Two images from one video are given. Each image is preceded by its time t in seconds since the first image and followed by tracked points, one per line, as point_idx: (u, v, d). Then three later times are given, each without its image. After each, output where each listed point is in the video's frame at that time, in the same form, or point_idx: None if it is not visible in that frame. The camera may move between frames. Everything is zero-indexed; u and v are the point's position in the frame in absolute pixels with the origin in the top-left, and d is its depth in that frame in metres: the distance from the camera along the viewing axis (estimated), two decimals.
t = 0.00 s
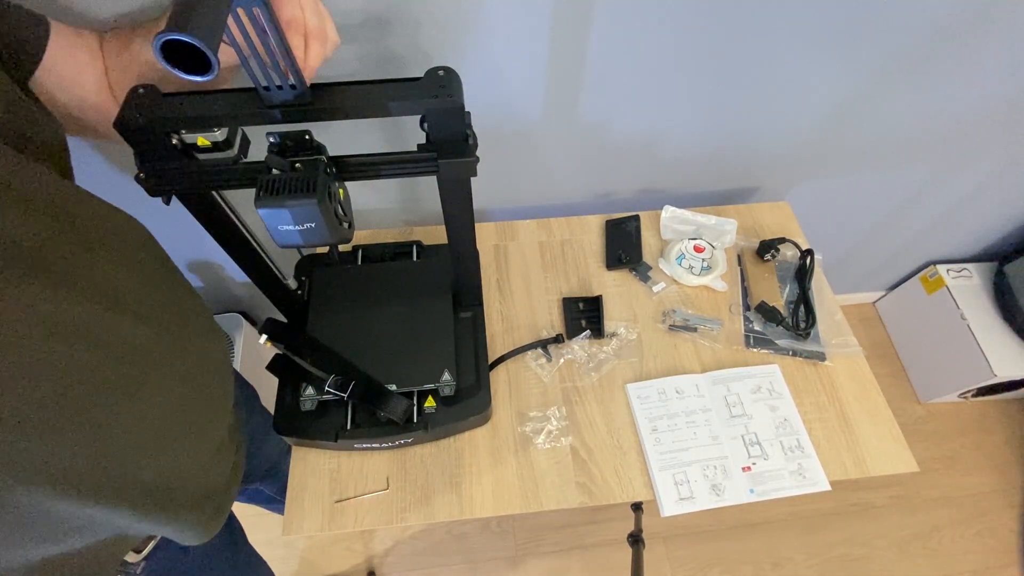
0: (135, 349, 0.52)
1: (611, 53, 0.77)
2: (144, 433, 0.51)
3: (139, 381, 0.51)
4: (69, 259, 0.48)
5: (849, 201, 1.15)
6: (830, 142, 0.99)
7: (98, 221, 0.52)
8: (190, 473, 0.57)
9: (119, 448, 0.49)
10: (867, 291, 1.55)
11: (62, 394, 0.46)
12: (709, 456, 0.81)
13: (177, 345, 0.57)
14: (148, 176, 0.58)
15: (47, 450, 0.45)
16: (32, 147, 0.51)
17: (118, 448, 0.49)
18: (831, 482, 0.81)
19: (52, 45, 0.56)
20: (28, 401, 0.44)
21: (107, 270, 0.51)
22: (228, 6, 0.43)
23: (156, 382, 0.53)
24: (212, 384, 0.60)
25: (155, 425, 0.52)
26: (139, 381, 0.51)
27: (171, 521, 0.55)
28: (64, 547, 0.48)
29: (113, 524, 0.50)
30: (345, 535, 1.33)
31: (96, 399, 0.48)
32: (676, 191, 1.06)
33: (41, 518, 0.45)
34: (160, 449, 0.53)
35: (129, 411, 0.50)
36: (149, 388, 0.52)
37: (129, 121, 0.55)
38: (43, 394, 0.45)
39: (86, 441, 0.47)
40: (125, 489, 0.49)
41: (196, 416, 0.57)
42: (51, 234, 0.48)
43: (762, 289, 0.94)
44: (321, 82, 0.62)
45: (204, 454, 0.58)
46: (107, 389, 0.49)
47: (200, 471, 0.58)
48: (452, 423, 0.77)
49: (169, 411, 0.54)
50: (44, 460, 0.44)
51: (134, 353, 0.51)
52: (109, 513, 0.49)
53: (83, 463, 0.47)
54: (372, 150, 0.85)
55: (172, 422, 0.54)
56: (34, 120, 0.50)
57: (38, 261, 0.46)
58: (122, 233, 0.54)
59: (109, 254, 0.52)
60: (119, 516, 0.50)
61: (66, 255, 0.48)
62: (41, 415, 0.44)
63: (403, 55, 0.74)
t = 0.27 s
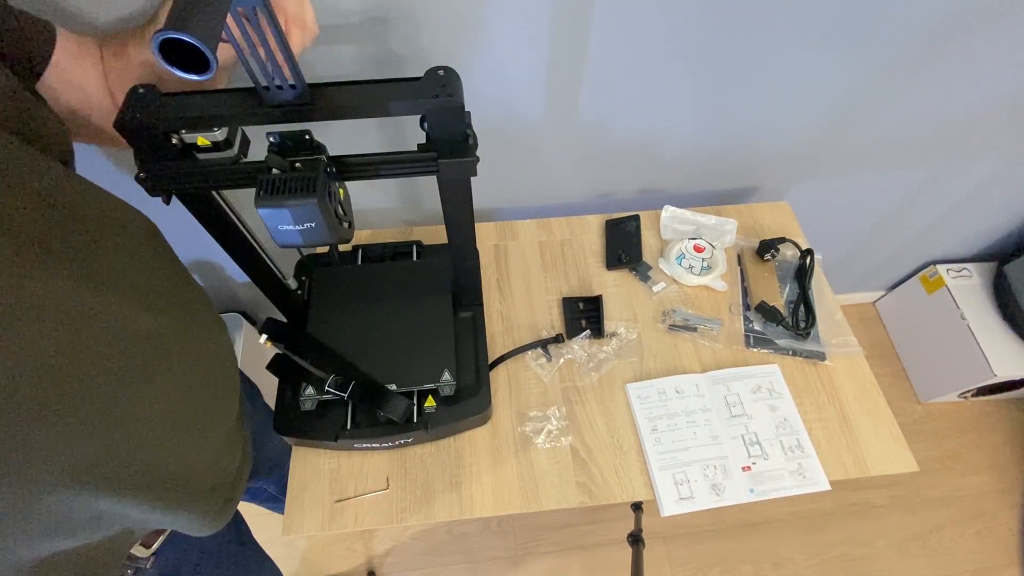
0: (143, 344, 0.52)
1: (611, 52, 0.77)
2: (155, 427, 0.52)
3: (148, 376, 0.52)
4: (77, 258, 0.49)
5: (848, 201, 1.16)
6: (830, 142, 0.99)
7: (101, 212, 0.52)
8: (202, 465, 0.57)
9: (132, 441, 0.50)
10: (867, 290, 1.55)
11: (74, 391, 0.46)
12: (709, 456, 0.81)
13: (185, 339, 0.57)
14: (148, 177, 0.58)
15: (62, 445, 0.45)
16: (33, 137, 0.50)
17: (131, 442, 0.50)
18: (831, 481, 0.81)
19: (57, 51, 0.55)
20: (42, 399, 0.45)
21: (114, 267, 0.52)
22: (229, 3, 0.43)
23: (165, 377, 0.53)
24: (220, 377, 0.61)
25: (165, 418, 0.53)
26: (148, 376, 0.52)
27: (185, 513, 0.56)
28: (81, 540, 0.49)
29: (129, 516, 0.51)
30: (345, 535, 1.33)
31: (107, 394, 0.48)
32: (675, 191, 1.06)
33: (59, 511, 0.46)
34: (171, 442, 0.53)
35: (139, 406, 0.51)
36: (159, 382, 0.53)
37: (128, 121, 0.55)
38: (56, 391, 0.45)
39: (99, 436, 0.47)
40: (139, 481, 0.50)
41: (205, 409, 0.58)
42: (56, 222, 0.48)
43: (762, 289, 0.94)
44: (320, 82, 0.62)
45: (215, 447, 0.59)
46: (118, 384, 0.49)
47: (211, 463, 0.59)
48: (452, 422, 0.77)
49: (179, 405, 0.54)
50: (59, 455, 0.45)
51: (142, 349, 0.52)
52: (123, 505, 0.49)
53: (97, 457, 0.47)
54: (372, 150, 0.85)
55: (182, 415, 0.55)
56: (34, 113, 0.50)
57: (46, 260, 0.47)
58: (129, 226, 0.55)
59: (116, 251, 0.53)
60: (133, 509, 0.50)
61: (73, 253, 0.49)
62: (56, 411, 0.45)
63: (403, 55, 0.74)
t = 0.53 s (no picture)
0: (146, 339, 0.53)
1: (611, 52, 0.77)
2: (158, 420, 0.52)
3: (150, 369, 0.52)
4: (78, 255, 0.49)
5: (848, 201, 1.16)
6: (830, 142, 0.99)
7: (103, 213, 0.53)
8: (207, 459, 0.57)
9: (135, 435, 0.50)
10: (867, 290, 1.55)
11: (74, 386, 0.47)
12: (709, 456, 0.81)
13: (188, 334, 0.57)
14: (148, 177, 0.58)
15: (64, 439, 0.46)
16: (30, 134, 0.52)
17: (133, 435, 0.50)
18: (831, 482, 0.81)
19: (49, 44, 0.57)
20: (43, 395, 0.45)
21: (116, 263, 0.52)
22: (229, 3, 0.43)
23: (168, 372, 0.54)
24: (224, 372, 0.61)
25: (168, 412, 0.53)
26: (150, 370, 0.52)
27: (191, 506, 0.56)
28: (92, 536, 0.50)
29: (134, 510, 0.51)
30: (345, 535, 1.33)
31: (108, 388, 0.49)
32: (675, 191, 1.06)
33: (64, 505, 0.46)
34: (175, 435, 0.54)
35: (141, 400, 0.51)
36: (161, 375, 0.53)
37: (128, 121, 0.55)
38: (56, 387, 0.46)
39: (101, 430, 0.48)
40: (143, 474, 0.50)
41: (209, 403, 0.58)
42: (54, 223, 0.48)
43: (762, 289, 0.94)
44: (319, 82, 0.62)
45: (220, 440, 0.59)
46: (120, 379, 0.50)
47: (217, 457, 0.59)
48: (452, 422, 0.77)
49: (182, 399, 0.55)
50: (65, 451, 0.46)
51: (143, 343, 0.52)
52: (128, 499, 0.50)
53: (100, 450, 0.48)
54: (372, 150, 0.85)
55: (188, 409, 0.55)
56: (34, 112, 0.52)
57: (46, 258, 0.47)
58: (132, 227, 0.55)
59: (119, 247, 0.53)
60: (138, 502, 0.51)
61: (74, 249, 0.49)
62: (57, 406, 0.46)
63: (403, 54, 0.74)
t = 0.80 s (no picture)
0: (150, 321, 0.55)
1: (611, 52, 0.77)
2: (162, 400, 0.54)
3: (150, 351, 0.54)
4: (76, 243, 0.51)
5: (848, 201, 1.16)
6: (830, 142, 0.99)
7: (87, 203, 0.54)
8: (211, 434, 0.60)
9: (141, 414, 0.52)
10: (867, 290, 1.55)
11: (82, 368, 0.49)
12: (709, 455, 0.81)
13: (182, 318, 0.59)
14: (149, 177, 0.58)
15: (77, 420, 0.48)
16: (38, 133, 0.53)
17: (140, 414, 0.52)
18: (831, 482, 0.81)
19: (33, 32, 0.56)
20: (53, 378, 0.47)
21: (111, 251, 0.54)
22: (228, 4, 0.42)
23: (167, 354, 0.56)
24: (216, 353, 0.63)
25: (171, 391, 0.55)
26: (150, 352, 0.54)
27: (195, 481, 0.59)
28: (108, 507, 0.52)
29: (143, 484, 0.54)
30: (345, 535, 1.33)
31: (112, 371, 0.51)
32: (675, 191, 1.06)
33: (77, 482, 0.48)
34: (182, 411, 0.56)
35: (150, 378, 0.54)
36: (161, 356, 0.55)
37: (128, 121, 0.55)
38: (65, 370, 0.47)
39: (114, 409, 0.50)
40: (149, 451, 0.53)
41: (206, 383, 0.60)
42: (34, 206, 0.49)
43: (762, 289, 0.94)
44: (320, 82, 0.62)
45: (219, 419, 0.62)
46: (122, 361, 0.51)
47: (218, 435, 0.61)
48: (452, 422, 0.77)
49: (182, 379, 0.57)
50: (86, 426, 0.48)
51: (141, 327, 0.54)
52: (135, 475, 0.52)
53: (117, 426, 0.50)
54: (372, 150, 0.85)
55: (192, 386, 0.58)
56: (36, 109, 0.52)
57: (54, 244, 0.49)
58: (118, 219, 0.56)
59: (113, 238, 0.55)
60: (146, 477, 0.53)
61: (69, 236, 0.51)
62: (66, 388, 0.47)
63: (403, 54, 0.74)
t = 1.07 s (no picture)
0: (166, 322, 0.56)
1: (611, 52, 0.77)
2: (184, 398, 0.57)
3: (175, 351, 0.57)
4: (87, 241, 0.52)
5: (847, 201, 1.16)
6: (829, 142, 0.99)
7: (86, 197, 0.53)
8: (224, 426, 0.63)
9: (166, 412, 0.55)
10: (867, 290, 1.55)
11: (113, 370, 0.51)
12: (709, 455, 0.81)
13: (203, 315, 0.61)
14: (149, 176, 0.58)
15: (111, 421, 0.50)
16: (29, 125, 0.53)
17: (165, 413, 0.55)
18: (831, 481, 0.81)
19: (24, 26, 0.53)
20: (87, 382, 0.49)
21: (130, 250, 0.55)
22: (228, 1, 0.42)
23: (190, 353, 0.58)
24: (232, 346, 0.66)
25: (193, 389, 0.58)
26: (175, 352, 0.57)
27: (211, 470, 0.63)
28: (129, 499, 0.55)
29: (165, 476, 0.57)
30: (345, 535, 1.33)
31: (129, 374, 0.52)
32: (675, 191, 1.07)
33: (111, 480, 0.51)
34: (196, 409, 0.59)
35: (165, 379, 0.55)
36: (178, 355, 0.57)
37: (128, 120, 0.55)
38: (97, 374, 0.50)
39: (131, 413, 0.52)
40: (172, 446, 0.56)
41: (223, 378, 0.63)
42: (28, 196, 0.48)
43: (762, 289, 0.94)
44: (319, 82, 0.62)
45: (236, 412, 0.65)
46: (150, 362, 0.54)
47: (233, 426, 0.64)
48: (452, 422, 0.77)
49: (202, 377, 0.60)
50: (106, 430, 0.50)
51: (160, 325, 0.56)
52: (159, 469, 0.56)
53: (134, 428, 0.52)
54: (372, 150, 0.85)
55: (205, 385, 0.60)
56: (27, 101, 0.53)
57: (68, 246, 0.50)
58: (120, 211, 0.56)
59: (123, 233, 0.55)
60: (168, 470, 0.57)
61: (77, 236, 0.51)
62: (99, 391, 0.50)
63: (403, 54, 0.74)
